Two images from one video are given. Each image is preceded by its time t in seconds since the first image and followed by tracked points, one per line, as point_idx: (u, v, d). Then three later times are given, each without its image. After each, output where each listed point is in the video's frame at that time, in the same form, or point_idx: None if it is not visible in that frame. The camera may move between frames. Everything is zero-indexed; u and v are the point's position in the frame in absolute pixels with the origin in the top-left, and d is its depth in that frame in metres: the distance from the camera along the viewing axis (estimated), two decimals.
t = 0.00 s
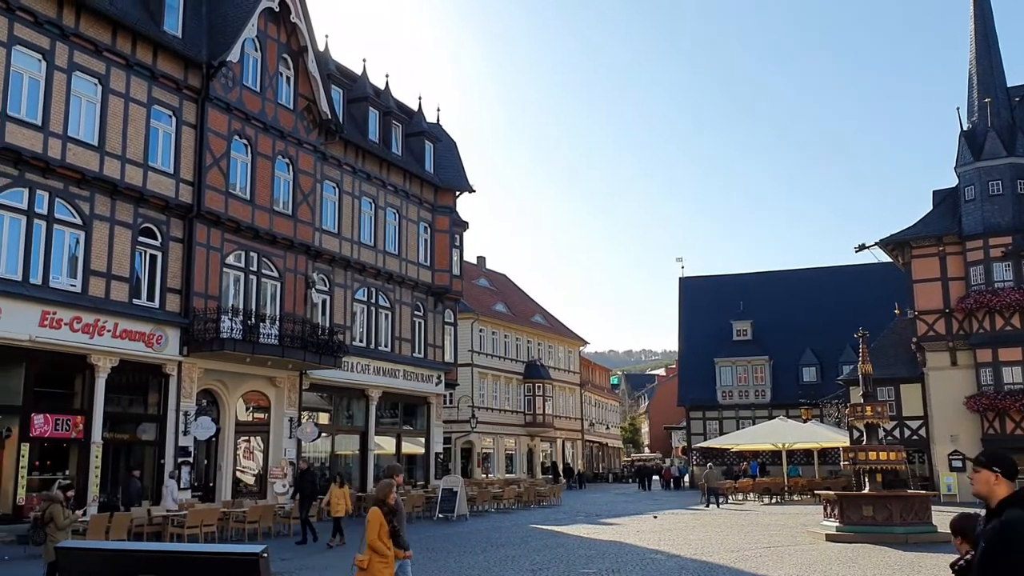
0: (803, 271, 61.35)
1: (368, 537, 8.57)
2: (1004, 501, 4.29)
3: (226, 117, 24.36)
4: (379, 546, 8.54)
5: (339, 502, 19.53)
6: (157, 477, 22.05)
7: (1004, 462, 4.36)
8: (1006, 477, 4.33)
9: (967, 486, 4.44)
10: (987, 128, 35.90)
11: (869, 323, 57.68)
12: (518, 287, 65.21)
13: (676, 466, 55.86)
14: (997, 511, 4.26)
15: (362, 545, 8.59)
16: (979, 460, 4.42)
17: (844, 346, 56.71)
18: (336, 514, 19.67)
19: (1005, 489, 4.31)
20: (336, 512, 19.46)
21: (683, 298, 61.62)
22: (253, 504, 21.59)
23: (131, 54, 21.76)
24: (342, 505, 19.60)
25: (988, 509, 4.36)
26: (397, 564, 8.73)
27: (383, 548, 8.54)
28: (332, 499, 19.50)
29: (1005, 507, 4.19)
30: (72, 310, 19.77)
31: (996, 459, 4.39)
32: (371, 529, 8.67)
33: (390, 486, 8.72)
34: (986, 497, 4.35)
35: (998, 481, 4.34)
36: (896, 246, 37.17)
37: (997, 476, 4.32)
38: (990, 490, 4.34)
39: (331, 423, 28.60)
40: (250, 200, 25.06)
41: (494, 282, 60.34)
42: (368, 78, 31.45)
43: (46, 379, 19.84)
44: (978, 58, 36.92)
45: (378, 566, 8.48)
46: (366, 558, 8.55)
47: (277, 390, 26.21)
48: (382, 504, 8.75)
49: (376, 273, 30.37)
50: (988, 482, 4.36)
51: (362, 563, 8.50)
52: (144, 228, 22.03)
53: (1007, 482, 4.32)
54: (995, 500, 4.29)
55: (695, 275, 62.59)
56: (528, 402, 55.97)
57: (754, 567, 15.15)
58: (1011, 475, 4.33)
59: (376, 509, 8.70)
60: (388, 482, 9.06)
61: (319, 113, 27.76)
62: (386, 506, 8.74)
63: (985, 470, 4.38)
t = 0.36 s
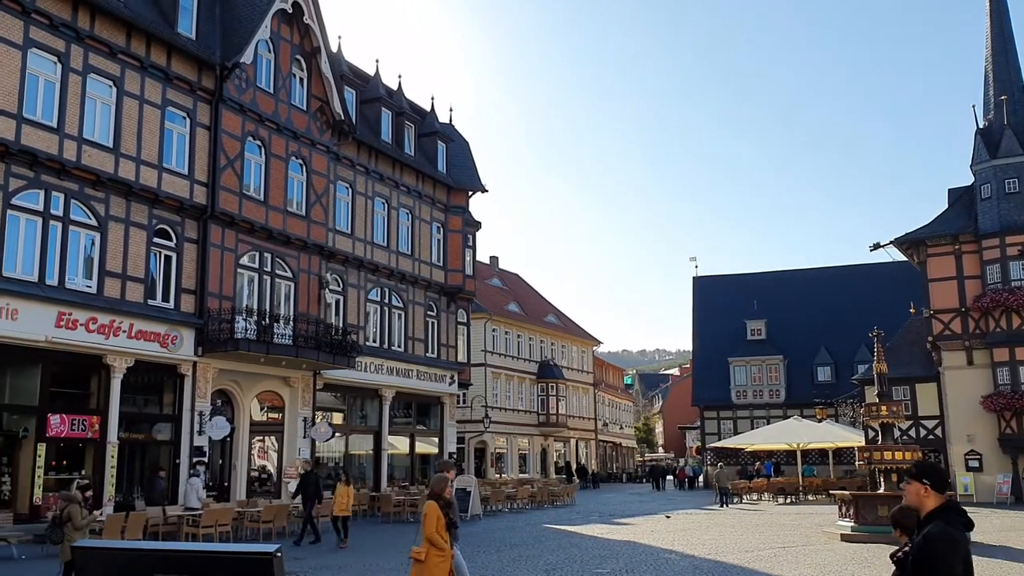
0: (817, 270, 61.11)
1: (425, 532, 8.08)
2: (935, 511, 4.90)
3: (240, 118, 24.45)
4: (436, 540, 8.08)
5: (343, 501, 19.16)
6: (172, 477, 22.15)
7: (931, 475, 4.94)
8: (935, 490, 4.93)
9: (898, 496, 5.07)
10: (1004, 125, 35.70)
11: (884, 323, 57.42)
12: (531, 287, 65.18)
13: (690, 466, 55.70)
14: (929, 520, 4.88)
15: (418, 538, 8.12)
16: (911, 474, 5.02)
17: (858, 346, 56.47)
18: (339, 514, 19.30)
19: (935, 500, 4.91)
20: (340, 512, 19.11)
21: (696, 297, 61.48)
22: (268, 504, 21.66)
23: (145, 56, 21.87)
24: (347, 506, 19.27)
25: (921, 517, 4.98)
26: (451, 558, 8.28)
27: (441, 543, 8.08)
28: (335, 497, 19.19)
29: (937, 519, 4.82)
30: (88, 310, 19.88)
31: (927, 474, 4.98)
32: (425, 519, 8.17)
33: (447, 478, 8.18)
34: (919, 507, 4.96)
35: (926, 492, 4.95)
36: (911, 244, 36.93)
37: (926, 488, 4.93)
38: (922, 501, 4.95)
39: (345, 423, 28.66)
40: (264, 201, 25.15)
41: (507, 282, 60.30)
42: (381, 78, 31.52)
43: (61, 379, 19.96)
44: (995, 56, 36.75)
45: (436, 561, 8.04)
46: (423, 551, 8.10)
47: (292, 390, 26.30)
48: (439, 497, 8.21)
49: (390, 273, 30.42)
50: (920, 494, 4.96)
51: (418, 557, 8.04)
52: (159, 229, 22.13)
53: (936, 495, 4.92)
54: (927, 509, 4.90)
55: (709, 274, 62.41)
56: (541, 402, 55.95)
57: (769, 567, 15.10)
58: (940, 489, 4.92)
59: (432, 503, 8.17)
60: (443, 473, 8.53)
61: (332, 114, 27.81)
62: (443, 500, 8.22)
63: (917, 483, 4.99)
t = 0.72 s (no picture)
0: (833, 269, 60.81)
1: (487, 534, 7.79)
2: (853, 496, 4.95)
3: (255, 119, 24.54)
4: (500, 541, 7.79)
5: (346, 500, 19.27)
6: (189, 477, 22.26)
7: (852, 461, 4.98)
8: (857, 476, 4.97)
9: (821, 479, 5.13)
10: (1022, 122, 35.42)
11: (901, 322, 57.08)
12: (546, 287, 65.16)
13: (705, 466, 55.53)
14: (846, 505, 4.96)
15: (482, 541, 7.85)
16: (833, 460, 5.08)
17: (875, 345, 56.16)
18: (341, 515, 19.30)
19: (853, 485, 4.97)
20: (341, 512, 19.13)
21: (712, 296, 61.31)
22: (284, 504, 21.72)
23: (161, 58, 21.99)
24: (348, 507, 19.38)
25: (841, 501, 5.05)
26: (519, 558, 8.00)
27: (505, 544, 7.80)
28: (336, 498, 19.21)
29: (853, 503, 4.87)
30: (105, 311, 20.02)
31: (846, 459, 5.03)
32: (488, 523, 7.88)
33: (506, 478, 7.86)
34: (838, 490, 5.02)
35: (847, 477, 4.99)
36: (928, 243, 36.66)
37: (846, 473, 4.97)
38: (841, 486, 5.00)
39: (360, 423, 28.73)
40: (279, 202, 25.24)
41: (521, 282, 60.30)
42: (395, 79, 31.58)
43: (79, 380, 20.10)
44: (1012, 52, 36.48)
45: (502, 564, 7.77)
46: (488, 554, 7.84)
47: (307, 390, 26.38)
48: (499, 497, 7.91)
49: (404, 274, 30.48)
50: (840, 479, 5.03)
51: (484, 560, 7.79)
52: (175, 230, 22.25)
53: (858, 481, 4.96)
54: (844, 496, 4.96)
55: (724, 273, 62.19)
56: (556, 402, 55.94)
57: (785, 567, 15.04)
58: (860, 473, 4.96)
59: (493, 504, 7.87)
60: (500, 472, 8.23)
61: (347, 115, 27.87)
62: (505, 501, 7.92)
63: (838, 468, 5.04)
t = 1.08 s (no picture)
0: (850, 268, 60.48)
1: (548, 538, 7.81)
2: (782, 505, 4.88)
3: (270, 121, 24.65)
4: (562, 545, 7.83)
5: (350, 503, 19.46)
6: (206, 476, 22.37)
7: (782, 470, 4.90)
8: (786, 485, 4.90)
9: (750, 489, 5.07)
10: None
11: (918, 321, 56.75)
12: (560, 287, 65.09)
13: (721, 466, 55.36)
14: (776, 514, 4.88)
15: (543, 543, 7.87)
16: (762, 469, 4.99)
17: (892, 344, 55.85)
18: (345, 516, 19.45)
19: (782, 495, 4.89)
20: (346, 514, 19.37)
21: (727, 295, 61.10)
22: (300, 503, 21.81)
23: (177, 60, 22.10)
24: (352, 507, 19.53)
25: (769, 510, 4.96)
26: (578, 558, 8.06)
27: (567, 546, 7.83)
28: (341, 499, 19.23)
29: (783, 513, 4.82)
30: (123, 311, 20.16)
31: (776, 468, 4.94)
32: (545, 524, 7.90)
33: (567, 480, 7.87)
34: (768, 500, 4.95)
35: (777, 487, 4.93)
36: (944, 241, 36.38)
37: (775, 483, 4.90)
38: (770, 496, 4.92)
39: (375, 423, 28.79)
40: (295, 203, 25.33)
41: (536, 282, 60.23)
42: (409, 79, 31.64)
43: (97, 380, 20.22)
44: None
45: (563, 566, 7.81)
46: (548, 556, 7.86)
47: (323, 390, 26.47)
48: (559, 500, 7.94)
49: (419, 274, 30.53)
50: (768, 490, 4.93)
51: (546, 563, 7.83)
52: (192, 231, 22.36)
53: (786, 490, 4.90)
54: (773, 505, 4.89)
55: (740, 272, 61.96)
56: (571, 401, 55.91)
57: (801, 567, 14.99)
58: (788, 483, 4.91)
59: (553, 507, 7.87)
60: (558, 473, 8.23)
61: (361, 116, 27.93)
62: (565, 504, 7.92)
63: (767, 477, 4.97)
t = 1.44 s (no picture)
0: (866, 267, 60.15)
1: (615, 532, 7.77)
2: (717, 495, 4.95)
3: (285, 122, 24.74)
4: (627, 539, 7.76)
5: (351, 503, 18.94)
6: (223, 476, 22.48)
7: (715, 462, 5.00)
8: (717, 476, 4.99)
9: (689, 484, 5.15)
10: None
11: (935, 320, 56.37)
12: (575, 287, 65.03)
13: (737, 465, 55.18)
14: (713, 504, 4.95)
15: (608, 538, 7.79)
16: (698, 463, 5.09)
17: (909, 342, 55.49)
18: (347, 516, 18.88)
19: (717, 485, 4.97)
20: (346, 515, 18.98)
21: (742, 295, 60.89)
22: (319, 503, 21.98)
23: (192, 62, 22.22)
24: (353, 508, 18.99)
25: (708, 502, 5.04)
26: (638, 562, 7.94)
27: (632, 542, 7.76)
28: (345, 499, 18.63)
29: (717, 503, 4.88)
30: (139, 312, 20.28)
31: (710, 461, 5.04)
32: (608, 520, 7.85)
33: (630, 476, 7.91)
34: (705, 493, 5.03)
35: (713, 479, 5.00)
36: (962, 239, 36.07)
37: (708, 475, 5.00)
38: (706, 486, 5.01)
39: (390, 422, 28.84)
40: (310, 203, 25.41)
41: (551, 282, 60.21)
42: (423, 79, 31.70)
43: (115, 381, 20.33)
44: None
45: (630, 560, 7.70)
46: (613, 551, 7.76)
47: (338, 390, 26.55)
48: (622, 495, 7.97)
49: (433, 274, 30.57)
50: (705, 481, 5.03)
51: (611, 557, 7.73)
52: (208, 231, 22.47)
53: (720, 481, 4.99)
54: (710, 495, 4.96)
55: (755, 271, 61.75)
56: (586, 401, 55.86)
57: (819, 567, 14.92)
58: (722, 475, 4.99)
59: (616, 502, 7.87)
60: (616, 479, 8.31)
61: (376, 117, 27.99)
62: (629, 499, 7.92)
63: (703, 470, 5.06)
